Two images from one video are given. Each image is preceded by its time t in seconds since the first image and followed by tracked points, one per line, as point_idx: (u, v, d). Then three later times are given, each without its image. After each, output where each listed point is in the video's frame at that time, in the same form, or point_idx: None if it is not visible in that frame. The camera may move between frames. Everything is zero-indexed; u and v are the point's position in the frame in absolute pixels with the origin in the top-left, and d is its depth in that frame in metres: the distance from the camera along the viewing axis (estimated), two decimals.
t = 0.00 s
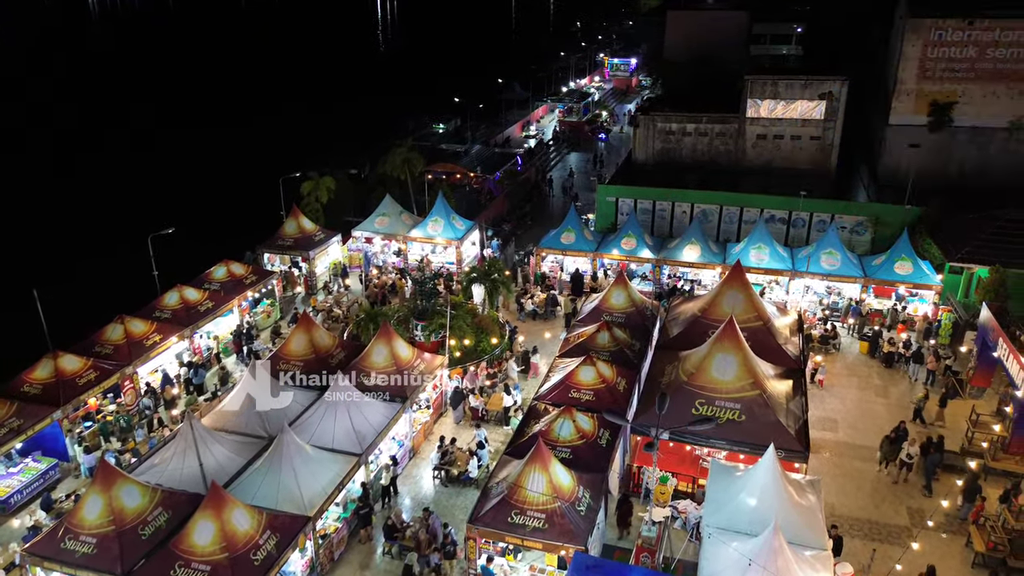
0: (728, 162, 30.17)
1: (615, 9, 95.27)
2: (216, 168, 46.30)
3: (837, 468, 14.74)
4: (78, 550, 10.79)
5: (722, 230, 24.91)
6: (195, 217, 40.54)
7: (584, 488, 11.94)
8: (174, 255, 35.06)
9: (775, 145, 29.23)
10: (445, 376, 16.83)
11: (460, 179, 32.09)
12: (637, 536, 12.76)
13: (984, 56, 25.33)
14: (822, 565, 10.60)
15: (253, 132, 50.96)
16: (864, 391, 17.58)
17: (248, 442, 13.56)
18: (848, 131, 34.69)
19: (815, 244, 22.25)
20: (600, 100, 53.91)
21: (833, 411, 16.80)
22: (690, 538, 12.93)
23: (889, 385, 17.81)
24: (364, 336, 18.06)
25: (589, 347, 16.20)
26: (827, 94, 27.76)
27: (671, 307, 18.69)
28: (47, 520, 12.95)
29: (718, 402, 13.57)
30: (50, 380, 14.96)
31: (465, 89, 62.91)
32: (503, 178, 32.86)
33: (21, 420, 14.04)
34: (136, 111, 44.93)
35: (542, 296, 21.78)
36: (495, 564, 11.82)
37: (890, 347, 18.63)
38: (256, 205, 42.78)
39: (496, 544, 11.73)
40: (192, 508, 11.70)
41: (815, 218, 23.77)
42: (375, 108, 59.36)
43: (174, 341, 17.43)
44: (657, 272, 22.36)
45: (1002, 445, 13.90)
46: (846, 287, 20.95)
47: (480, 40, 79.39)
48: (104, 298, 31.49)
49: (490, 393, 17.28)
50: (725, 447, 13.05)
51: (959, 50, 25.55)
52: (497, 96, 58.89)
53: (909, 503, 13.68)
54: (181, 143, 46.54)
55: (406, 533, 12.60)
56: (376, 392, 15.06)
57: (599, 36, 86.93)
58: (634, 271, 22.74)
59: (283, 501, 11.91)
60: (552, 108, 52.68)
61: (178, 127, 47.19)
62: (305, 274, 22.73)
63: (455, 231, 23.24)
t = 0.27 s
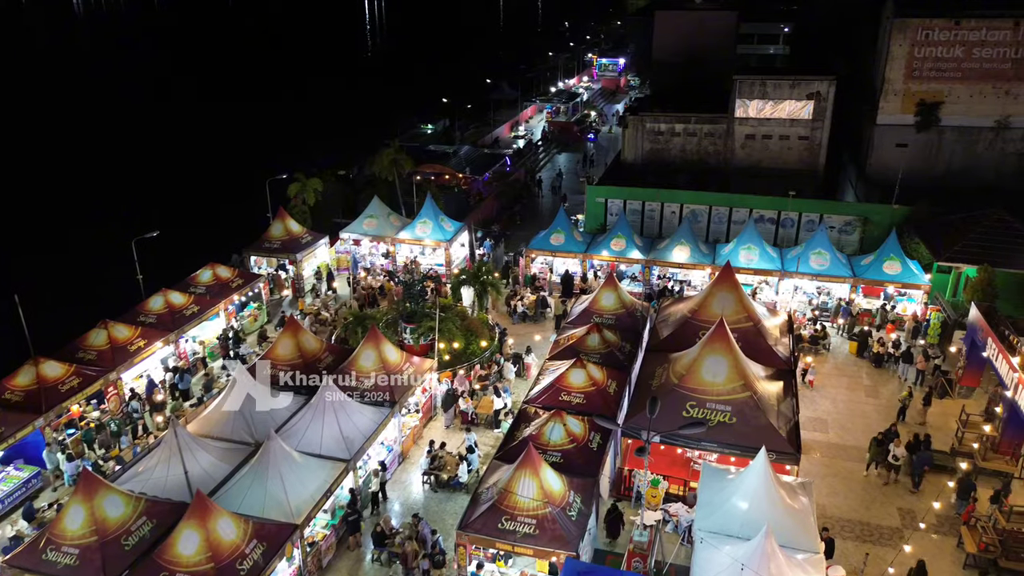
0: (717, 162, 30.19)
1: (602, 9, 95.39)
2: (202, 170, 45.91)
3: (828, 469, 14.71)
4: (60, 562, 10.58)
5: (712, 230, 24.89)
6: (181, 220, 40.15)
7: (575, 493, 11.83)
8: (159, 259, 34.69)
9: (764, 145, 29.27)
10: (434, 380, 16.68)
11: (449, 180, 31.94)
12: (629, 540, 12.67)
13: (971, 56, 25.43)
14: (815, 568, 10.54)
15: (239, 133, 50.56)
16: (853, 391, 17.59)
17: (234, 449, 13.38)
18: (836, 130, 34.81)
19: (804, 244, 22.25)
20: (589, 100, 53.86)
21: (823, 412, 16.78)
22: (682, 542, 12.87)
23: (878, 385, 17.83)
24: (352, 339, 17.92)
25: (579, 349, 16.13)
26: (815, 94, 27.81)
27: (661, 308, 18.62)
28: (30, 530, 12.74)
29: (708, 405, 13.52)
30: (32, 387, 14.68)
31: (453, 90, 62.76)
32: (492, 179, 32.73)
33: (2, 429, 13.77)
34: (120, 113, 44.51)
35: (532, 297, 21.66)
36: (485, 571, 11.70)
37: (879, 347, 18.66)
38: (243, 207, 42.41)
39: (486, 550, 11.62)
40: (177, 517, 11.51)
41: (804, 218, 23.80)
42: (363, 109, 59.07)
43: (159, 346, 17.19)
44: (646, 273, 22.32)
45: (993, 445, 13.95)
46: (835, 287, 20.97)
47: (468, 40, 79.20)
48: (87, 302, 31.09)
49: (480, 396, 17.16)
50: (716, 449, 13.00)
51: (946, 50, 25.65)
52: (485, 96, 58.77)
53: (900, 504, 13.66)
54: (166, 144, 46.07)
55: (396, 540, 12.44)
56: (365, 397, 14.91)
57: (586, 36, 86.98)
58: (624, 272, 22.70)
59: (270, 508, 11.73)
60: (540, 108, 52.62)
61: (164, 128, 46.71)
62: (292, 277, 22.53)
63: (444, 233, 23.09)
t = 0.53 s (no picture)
0: (711, 162, 30.14)
1: (596, 9, 95.37)
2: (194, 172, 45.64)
3: (823, 472, 14.64)
4: (47, 571, 10.40)
5: (706, 231, 24.83)
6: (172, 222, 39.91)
7: (571, 498, 11.72)
8: (150, 262, 34.47)
9: (758, 145, 29.23)
10: (428, 383, 16.53)
11: (442, 181, 31.79)
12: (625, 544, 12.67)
13: (964, 56, 25.43)
14: (812, 572, 10.46)
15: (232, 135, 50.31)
16: (849, 392, 17.53)
17: (225, 455, 13.22)
18: (830, 131, 34.83)
19: (799, 245, 22.20)
20: (582, 100, 53.76)
21: (819, 413, 16.71)
22: (678, 546, 12.80)
23: (874, 386, 17.78)
24: (345, 343, 17.78)
25: (574, 352, 16.04)
26: (809, 94, 27.77)
27: (656, 310, 18.51)
28: (17, 539, 12.60)
29: (704, 408, 13.42)
30: (20, 393, 14.47)
31: (446, 90, 62.63)
32: (486, 180, 32.60)
33: None
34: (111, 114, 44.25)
35: (526, 299, 21.52)
36: None
37: (874, 348, 18.60)
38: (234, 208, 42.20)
39: (481, 556, 11.50)
40: (167, 525, 11.35)
41: (799, 219, 23.76)
42: (356, 109, 58.82)
43: (149, 350, 17.00)
44: (641, 274, 22.23)
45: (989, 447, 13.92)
46: (830, 288, 20.93)
47: (462, 40, 78.98)
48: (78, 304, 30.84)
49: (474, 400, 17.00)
50: (712, 452, 12.92)
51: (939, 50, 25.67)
52: (479, 96, 58.64)
53: (897, 506, 13.59)
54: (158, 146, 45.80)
55: (390, 546, 12.30)
56: (358, 401, 14.76)
57: (580, 36, 86.93)
58: (619, 273, 22.64)
59: (261, 515, 11.58)
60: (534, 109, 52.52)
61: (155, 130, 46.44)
62: (284, 280, 22.37)
63: (438, 234, 22.94)
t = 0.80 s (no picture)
0: (703, 163, 30.11)
1: (587, 9, 95.39)
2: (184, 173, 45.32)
3: (817, 474, 14.58)
4: None
5: (699, 232, 24.77)
6: (161, 223, 39.61)
7: (564, 503, 11.61)
8: (139, 264, 34.20)
9: (750, 145, 29.21)
10: (420, 387, 16.40)
11: (434, 182, 31.63)
12: (619, 548, 12.56)
13: (955, 56, 25.48)
14: None
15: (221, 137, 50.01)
16: (842, 393, 17.49)
17: (214, 461, 13.04)
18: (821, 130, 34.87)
19: (791, 245, 22.18)
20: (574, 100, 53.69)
21: (813, 415, 16.65)
22: (672, 550, 12.70)
23: (867, 387, 17.75)
24: (336, 346, 17.63)
25: (567, 354, 15.95)
26: (801, 94, 27.76)
27: (649, 311, 18.43)
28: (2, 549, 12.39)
29: (698, 410, 13.34)
30: (5, 400, 14.24)
31: (438, 90, 62.46)
32: (477, 181, 32.47)
33: None
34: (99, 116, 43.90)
35: (518, 301, 21.37)
36: None
37: (866, 348, 18.57)
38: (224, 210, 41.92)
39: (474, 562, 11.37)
40: (154, 534, 11.17)
41: (791, 219, 23.74)
42: (347, 110, 58.59)
43: (137, 355, 16.80)
44: (634, 275, 22.16)
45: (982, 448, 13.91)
46: (822, 289, 20.91)
47: (453, 40, 78.78)
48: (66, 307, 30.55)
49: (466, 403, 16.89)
50: (705, 455, 12.86)
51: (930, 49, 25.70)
52: (471, 97, 58.50)
53: (891, 508, 13.54)
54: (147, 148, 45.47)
55: (381, 552, 12.15)
56: (349, 406, 14.62)
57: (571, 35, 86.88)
58: (611, 274, 22.56)
59: (251, 523, 11.42)
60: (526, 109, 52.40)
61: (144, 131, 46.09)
62: (274, 282, 22.19)
63: (429, 236, 22.80)
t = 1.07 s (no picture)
0: (691, 163, 30.10)
1: (574, 9, 95.51)
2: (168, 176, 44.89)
3: (807, 475, 14.54)
4: None
5: (687, 232, 24.74)
6: (145, 227, 39.20)
7: (554, 508, 11.49)
8: (123, 268, 33.83)
9: (737, 146, 29.22)
10: (408, 392, 16.21)
11: (421, 183, 31.44)
12: (610, 553, 12.42)
13: (940, 56, 25.60)
14: None
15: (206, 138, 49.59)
16: (831, 394, 17.46)
17: (198, 469, 12.81)
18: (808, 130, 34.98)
19: (779, 245, 22.19)
20: (561, 101, 53.64)
21: (802, 416, 16.63)
22: (663, 554, 12.59)
23: (856, 388, 17.74)
24: (322, 351, 17.44)
25: (556, 357, 15.83)
26: (788, 94, 27.78)
27: (638, 313, 18.36)
28: None
29: (687, 413, 13.25)
30: None
31: (425, 91, 62.24)
32: (465, 182, 32.31)
33: None
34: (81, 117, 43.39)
35: (507, 303, 21.20)
36: None
37: (855, 348, 18.58)
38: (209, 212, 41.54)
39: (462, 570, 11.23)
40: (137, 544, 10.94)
41: (778, 219, 23.74)
42: (334, 111, 58.26)
43: (119, 361, 16.53)
44: (622, 276, 22.08)
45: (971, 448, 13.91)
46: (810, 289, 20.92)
47: (440, 40, 78.57)
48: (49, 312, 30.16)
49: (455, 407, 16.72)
50: (695, 459, 12.77)
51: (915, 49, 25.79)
52: (458, 97, 58.33)
53: (881, 509, 13.51)
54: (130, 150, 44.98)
55: (369, 560, 11.96)
56: (335, 411, 14.42)
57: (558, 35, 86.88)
58: (599, 276, 22.48)
59: (236, 533, 11.22)
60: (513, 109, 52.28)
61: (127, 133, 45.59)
62: (260, 286, 21.96)
63: (417, 238, 22.62)
